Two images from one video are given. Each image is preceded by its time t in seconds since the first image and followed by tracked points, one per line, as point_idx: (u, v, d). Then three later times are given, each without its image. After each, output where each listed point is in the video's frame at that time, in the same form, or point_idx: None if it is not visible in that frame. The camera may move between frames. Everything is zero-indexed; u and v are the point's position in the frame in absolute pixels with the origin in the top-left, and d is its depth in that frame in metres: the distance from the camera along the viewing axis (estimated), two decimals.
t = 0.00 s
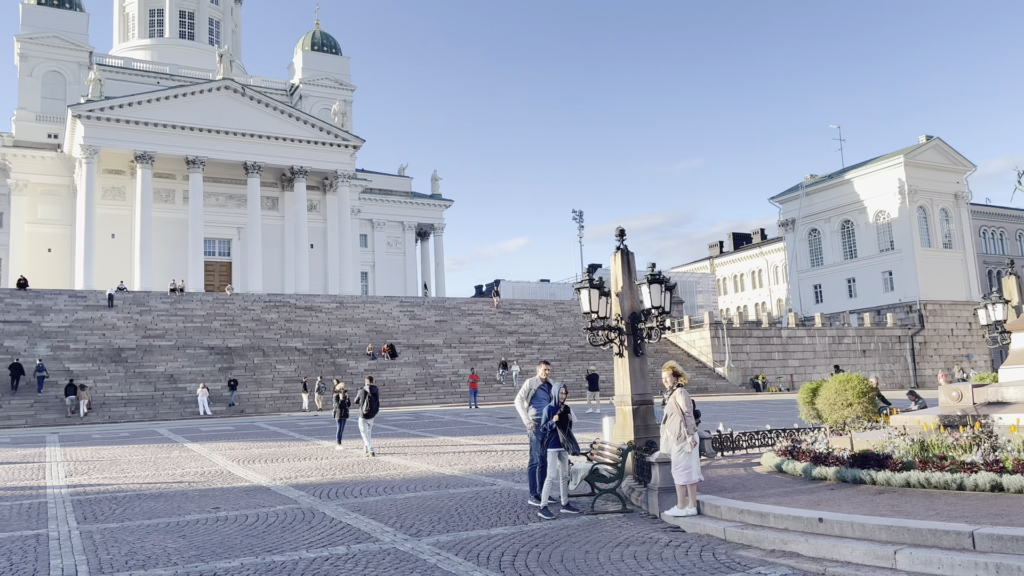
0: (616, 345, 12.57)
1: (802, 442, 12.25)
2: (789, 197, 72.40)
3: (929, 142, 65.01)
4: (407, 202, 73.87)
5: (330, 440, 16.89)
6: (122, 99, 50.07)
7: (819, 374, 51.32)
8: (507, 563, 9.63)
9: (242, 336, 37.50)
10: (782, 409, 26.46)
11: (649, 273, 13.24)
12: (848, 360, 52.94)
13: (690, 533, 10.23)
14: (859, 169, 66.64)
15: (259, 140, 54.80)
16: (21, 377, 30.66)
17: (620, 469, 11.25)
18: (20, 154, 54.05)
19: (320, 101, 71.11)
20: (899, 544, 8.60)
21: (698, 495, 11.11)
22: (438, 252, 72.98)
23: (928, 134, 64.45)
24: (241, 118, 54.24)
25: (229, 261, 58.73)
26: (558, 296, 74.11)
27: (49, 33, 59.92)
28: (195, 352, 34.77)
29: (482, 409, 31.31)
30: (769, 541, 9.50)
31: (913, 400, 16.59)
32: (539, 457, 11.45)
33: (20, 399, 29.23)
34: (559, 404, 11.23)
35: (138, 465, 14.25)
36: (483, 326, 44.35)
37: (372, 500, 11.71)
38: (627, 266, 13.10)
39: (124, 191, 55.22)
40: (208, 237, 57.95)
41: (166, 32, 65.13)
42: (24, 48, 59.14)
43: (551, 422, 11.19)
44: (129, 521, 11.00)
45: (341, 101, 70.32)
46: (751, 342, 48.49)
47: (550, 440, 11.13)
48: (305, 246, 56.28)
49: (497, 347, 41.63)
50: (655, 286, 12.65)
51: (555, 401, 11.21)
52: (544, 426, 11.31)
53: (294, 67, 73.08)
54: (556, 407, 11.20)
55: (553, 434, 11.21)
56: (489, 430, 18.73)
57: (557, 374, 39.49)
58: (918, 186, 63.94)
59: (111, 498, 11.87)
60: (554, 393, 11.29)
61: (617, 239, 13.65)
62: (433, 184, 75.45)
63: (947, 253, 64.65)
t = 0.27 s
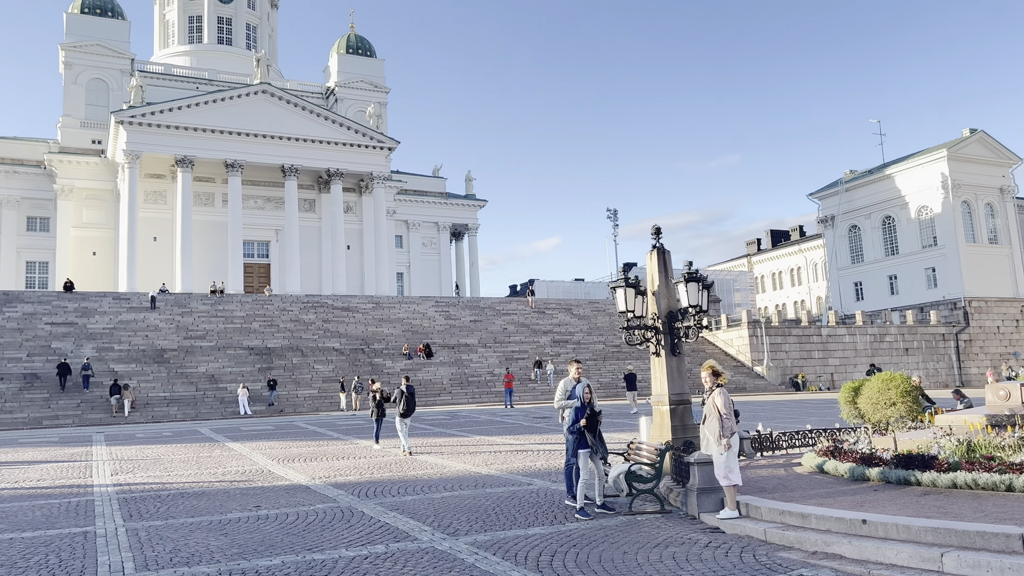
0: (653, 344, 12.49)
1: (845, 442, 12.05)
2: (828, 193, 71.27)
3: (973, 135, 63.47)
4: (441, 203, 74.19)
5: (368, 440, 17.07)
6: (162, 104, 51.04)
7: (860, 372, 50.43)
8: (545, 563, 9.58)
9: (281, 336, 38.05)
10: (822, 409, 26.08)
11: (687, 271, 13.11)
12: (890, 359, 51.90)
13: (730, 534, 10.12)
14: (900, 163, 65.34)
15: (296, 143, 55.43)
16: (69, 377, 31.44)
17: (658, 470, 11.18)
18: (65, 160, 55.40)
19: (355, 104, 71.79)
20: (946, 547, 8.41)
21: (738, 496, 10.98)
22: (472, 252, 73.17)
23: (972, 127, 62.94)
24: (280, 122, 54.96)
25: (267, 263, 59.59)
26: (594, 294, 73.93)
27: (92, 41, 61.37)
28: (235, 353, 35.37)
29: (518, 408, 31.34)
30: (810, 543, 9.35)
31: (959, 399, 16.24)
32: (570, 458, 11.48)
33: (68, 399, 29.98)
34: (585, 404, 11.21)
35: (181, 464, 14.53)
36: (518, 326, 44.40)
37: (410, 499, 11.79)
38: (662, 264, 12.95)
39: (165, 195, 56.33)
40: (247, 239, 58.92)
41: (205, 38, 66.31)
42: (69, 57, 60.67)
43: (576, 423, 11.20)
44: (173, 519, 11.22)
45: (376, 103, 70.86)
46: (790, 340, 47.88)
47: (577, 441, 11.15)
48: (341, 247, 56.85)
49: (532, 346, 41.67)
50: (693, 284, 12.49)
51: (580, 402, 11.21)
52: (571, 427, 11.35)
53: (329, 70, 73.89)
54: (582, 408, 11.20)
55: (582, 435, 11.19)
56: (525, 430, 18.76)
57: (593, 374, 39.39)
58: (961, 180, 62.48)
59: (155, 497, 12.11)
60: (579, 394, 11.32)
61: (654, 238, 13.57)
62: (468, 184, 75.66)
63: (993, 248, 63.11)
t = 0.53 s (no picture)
0: (688, 343, 12.43)
1: (886, 442, 11.84)
2: (866, 189, 70.16)
3: (1017, 128, 61.93)
4: (474, 203, 74.38)
5: (404, 438, 17.22)
6: (200, 108, 51.86)
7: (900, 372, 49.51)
8: (581, 562, 9.54)
9: (317, 336, 38.49)
10: (862, 408, 25.67)
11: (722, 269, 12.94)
12: (931, 358, 50.76)
13: (768, 535, 10.00)
14: (941, 158, 64.04)
15: (331, 145, 56.00)
16: (112, 377, 32.12)
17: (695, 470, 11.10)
18: (107, 164, 56.57)
19: (389, 105, 72.30)
20: (992, 549, 8.22)
21: (776, 496, 10.86)
22: (505, 252, 73.25)
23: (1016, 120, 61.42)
24: (316, 125, 55.60)
25: (303, 264, 60.35)
26: (627, 293, 73.59)
27: (132, 47, 62.62)
28: (272, 353, 35.86)
29: (551, 408, 31.36)
30: (852, 545, 9.19)
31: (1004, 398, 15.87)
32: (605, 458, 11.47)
33: (110, 398, 30.62)
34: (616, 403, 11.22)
35: (220, 462, 14.79)
36: (551, 325, 44.38)
37: (445, 497, 11.87)
38: (697, 262, 12.86)
39: (203, 198, 57.28)
40: (285, 241, 59.77)
41: (241, 43, 67.28)
42: (110, 63, 62.01)
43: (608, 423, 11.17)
44: (213, 516, 11.41)
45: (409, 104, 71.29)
46: (829, 339, 47.22)
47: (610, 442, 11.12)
48: (375, 248, 57.28)
49: (565, 346, 41.63)
50: (728, 283, 12.38)
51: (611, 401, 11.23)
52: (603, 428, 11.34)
53: (362, 73, 74.56)
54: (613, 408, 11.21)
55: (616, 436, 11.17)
56: (559, 429, 18.76)
57: (627, 373, 39.23)
58: (1005, 175, 61.03)
59: (196, 494, 12.32)
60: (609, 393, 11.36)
61: (688, 236, 13.44)
62: (500, 184, 75.79)
63: None
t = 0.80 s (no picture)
0: (722, 343, 12.40)
1: (927, 445, 11.63)
2: (904, 186, 69.04)
3: None
4: (504, 203, 74.43)
5: (437, 438, 17.30)
6: (234, 112, 52.49)
7: (938, 372, 48.60)
8: (615, 563, 9.48)
9: (349, 336, 38.83)
10: (902, 409, 25.27)
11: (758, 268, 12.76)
12: (972, 359, 49.36)
13: (806, 537, 9.88)
14: (980, 154, 62.79)
15: (362, 147, 56.39)
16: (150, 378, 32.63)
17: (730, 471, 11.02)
18: (144, 168, 57.55)
19: (419, 106, 72.70)
20: None
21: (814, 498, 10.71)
22: (535, 251, 73.23)
23: None
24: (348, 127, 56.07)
25: (336, 265, 60.93)
26: (658, 292, 73.14)
27: (167, 53, 63.64)
28: (306, 353, 36.24)
29: (583, 408, 31.28)
30: (892, 548, 9.03)
31: None
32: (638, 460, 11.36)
33: (149, 398, 31.12)
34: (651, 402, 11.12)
35: (256, 461, 14.98)
36: (582, 325, 44.28)
37: (478, 497, 11.90)
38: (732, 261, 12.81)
39: (237, 200, 58.07)
40: (318, 242, 60.45)
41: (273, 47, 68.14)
42: (146, 69, 63.09)
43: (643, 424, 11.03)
44: (250, 515, 11.54)
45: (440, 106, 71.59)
46: (865, 338, 46.54)
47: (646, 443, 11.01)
48: (406, 249, 57.59)
49: (597, 346, 41.53)
50: (764, 282, 12.31)
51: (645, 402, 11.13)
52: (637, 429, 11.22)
53: (393, 75, 75.08)
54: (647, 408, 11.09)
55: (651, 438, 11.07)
56: (592, 429, 18.74)
57: (659, 374, 39.04)
58: None
59: (233, 493, 12.49)
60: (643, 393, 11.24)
61: (722, 235, 13.35)
62: (531, 184, 75.74)
63: None
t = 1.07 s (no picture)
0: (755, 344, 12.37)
1: (966, 447, 11.45)
2: (940, 183, 67.93)
3: None
4: (533, 203, 74.40)
5: (467, 438, 17.36)
6: (266, 115, 53.09)
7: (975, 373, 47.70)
8: (648, 564, 9.41)
9: (379, 336, 39.10)
10: (939, 411, 24.86)
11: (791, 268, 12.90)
12: (1010, 359, 48.41)
13: (842, 540, 9.76)
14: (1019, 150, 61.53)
15: (391, 149, 56.67)
16: (184, 378, 33.09)
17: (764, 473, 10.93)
18: (178, 171, 58.43)
19: (449, 108, 72.94)
20: None
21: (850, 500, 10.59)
22: (564, 252, 73.12)
23: None
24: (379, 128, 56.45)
25: (367, 266, 61.39)
26: (688, 292, 72.60)
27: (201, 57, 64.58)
28: (337, 353, 36.56)
29: (613, 409, 31.19)
30: (931, 551, 8.88)
31: None
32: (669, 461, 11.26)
33: (184, 398, 31.57)
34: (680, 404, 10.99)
35: (289, 460, 15.16)
36: (611, 325, 44.14)
37: (509, 497, 11.92)
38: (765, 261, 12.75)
39: (270, 202, 58.76)
40: (349, 243, 60.97)
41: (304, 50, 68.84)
42: (181, 73, 64.08)
43: (672, 426, 10.90)
44: (283, 513, 11.67)
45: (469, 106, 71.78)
46: (900, 339, 45.86)
47: (676, 445, 10.91)
48: (436, 250, 57.80)
49: (626, 346, 41.37)
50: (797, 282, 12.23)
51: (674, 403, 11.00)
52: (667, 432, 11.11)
53: (422, 76, 75.48)
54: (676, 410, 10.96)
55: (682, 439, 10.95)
56: (623, 430, 18.68)
57: (690, 374, 38.81)
58: None
59: (266, 492, 12.63)
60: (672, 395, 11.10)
61: (755, 234, 13.29)
62: (560, 184, 75.65)
63: None
